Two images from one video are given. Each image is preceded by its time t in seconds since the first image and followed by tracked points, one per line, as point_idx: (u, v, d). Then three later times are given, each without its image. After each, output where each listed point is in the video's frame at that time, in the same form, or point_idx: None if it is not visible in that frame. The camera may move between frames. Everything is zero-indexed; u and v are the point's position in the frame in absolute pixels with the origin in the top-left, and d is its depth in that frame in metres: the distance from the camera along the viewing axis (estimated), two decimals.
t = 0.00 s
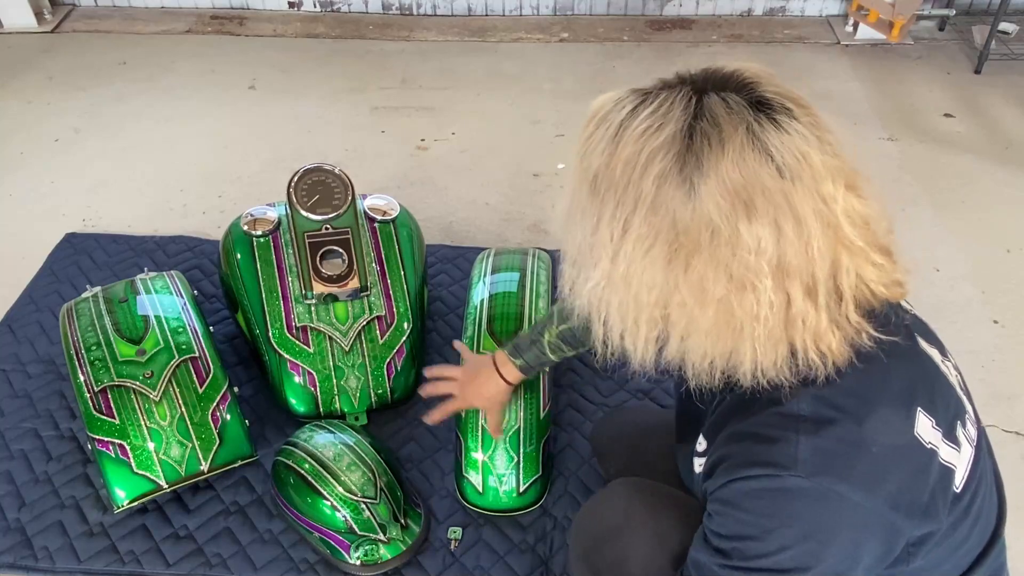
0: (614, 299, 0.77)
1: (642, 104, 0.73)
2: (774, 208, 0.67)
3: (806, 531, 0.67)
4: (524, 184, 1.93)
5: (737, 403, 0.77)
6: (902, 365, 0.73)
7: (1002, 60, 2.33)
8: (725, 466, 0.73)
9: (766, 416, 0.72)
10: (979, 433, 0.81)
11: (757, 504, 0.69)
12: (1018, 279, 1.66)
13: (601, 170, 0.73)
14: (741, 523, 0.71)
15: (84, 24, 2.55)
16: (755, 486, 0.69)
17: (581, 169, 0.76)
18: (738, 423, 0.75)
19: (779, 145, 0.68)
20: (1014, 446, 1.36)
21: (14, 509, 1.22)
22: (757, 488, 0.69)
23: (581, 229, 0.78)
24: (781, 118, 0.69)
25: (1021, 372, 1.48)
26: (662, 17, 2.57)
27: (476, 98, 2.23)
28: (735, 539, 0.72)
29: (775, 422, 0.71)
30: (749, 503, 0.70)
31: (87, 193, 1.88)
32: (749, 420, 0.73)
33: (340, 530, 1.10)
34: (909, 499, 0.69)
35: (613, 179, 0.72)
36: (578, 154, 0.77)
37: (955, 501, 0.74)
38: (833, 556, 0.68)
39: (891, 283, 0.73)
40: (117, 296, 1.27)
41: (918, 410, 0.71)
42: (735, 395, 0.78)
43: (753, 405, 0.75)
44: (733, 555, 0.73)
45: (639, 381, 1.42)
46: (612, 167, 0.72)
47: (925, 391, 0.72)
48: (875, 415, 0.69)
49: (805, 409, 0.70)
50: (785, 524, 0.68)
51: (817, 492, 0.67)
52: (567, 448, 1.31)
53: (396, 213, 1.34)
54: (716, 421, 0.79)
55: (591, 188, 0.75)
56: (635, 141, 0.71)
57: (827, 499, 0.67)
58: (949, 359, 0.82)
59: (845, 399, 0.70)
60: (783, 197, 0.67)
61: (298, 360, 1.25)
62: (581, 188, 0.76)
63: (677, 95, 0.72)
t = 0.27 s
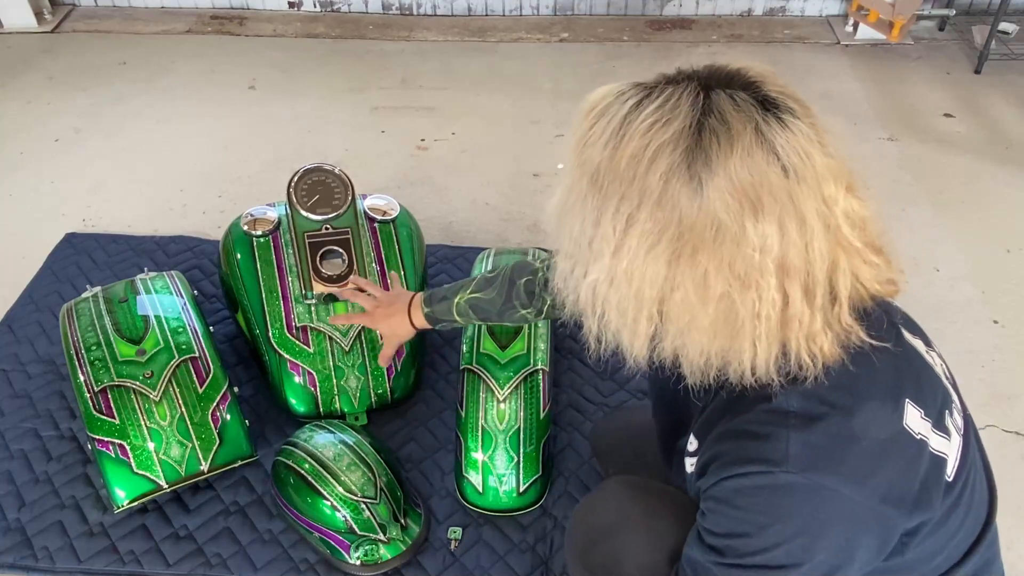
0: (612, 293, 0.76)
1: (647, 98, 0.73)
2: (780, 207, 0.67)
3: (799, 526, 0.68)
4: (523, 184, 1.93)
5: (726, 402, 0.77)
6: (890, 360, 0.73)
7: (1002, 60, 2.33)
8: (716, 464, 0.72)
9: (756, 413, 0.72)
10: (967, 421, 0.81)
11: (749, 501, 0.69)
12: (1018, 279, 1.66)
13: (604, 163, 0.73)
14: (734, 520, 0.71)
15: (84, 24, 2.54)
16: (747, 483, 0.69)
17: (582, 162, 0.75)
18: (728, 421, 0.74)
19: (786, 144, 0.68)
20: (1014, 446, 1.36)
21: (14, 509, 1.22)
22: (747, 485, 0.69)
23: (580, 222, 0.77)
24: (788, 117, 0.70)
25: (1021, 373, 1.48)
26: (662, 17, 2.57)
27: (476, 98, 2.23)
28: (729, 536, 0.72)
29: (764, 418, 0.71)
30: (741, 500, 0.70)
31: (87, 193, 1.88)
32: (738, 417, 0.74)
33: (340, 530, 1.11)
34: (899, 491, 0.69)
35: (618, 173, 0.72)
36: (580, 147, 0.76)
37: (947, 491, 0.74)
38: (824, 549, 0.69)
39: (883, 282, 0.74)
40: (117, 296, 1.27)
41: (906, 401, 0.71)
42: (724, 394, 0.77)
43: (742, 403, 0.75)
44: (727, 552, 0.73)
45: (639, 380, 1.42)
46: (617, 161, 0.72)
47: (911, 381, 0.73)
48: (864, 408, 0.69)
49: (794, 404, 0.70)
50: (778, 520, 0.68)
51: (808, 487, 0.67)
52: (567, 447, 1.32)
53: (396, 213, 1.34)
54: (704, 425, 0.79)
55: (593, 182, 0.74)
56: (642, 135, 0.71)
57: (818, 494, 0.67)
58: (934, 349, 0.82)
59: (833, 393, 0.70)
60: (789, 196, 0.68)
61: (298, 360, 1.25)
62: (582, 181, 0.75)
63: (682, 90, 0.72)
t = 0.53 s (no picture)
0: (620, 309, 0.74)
1: (639, 112, 0.73)
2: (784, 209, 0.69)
3: (788, 528, 0.68)
4: (523, 184, 1.93)
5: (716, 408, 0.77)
6: (873, 361, 0.74)
7: (1002, 60, 2.33)
8: (705, 469, 0.73)
9: (742, 417, 0.73)
10: (952, 416, 0.82)
11: (738, 505, 0.70)
12: (1018, 279, 1.66)
13: (604, 177, 0.72)
14: (724, 525, 0.72)
15: (84, 24, 2.54)
16: (735, 487, 0.70)
17: (578, 179, 0.75)
18: (716, 426, 0.75)
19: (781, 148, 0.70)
20: (1015, 447, 1.36)
21: (14, 509, 1.22)
22: (735, 489, 0.70)
23: (580, 240, 0.75)
24: (778, 124, 0.72)
25: (1021, 373, 1.47)
26: (662, 17, 2.57)
27: (476, 97, 2.23)
28: (720, 540, 0.73)
29: (750, 421, 0.72)
30: (730, 504, 0.70)
31: (87, 193, 1.88)
32: (725, 422, 0.74)
33: (340, 530, 1.10)
34: (887, 488, 0.69)
35: (621, 185, 0.71)
36: (572, 164, 0.75)
37: (936, 486, 0.74)
38: (813, 551, 0.69)
39: (871, 279, 0.76)
40: (117, 296, 1.27)
41: (890, 399, 0.72)
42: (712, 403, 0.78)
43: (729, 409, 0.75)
44: (718, 556, 0.73)
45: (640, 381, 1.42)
46: (618, 174, 0.72)
47: (893, 379, 0.74)
48: (848, 408, 0.70)
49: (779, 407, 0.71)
50: (766, 523, 0.69)
51: (796, 489, 0.68)
52: (568, 448, 1.31)
53: (396, 213, 1.34)
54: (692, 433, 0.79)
55: (592, 197, 0.73)
56: (642, 147, 0.71)
57: (806, 496, 0.68)
58: (916, 345, 0.83)
59: (818, 394, 0.71)
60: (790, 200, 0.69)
61: (298, 360, 1.25)
62: (580, 198, 0.74)
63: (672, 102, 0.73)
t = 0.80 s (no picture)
0: (618, 303, 0.74)
1: (626, 107, 0.74)
2: (775, 196, 0.70)
3: (778, 525, 0.68)
4: (524, 184, 1.93)
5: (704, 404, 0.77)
6: (855, 350, 0.75)
7: (1002, 60, 2.33)
8: (693, 466, 0.72)
9: (730, 413, 0.72)
10: (936, 405, 0.82)
11: (728, 503, 0.69)
12: (1018, 279, 1.66)
13: (595, 171, 0.72)
14: (714, 522, 0.71)
15: (84, 24, 2.54)
16: (725, 484, 0.69)
17: (568, 175, 0.74)
18: (704, 422, 0.74)
19: (767, 136, 0.71)
20: (1015, 447, 1.36)
21: (14, 509, 1.22)
22: (725, 487, 0.69)
23: (574, 236, 0.75)
24: (761, 114, 0.73)
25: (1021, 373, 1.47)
26: (662, 17, 2.57)
27: (476, 98, 2.23)
28: (711, 538, 0.72)
29: (737, 418, 0.71)
30: (720, 501, 0.70)
31: (87, 193, 1.88)
32: (715, 417, 0.73)
33: (340, 530, 1.10)
34: (875, 480, 0.69)
35: (613, 179, 0.71)
36: (562, 161, 0.75)
37: (926, 475, 0.74)
38: (803, 544, 0.69)
39: (855, 265, 0.78)
40: (117, 296, 1.27)
41: (876, 391, 0.72)
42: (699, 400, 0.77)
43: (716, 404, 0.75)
44: (709, 553, 0.73)
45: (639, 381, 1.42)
46: (610, 168, 0.72)
47: (877, 371, 0.74)
48: (834, 402, 0.70)
49: (765, 402, 0.71)
50: (756, 519, 0.68)
51: (786, 484, 0.67)
52: (568, 447, 1.32)
53: (396, 213, 1.34)
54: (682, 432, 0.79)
55: (584, 192, 0.73)
56: (633, 140, 0.71)
57: (796, 492, 0.67)
58: (897, 336, 0.84)
59: (803, 388, 0.71)
60: (779, 186, 0.70)
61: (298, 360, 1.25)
62: (572, 194, 0.74)
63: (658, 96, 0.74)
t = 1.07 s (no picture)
0: (633, 293, 0.74)
1: (652, 96, 0.73)
2: (799, 192, 0.69)
3: (789, 530, 0.68)
4: (524, 184, 1.93)
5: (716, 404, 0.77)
6: (864, 353, 0.76)
7: (1002, 60, 2.33)
8: (704, 471, 0.73)
9: (741, 418, 0.72)
10: (944, 408, 0.83)
11: (740, 507, 0.70)
12: (1018, 279, 1.66)
13: (619, 159, 0.72)
14: (725, 527, 0.72)
15: (84, 24, 2.54)
16: (736, 489, 0.69)
17: (590, 162, 0.74)
18: (716, 426, 0.74)
19: (794, 132, 0.71)
20: (1015, 447, 1.35)
21: (14, 509, 1.22)
22: (737, 492, 0.69)
23: (593, 223, 0.74)
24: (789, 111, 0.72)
25: (1021, 373, 1.47)
26: (662, 17, 2.57)
27: (476, 97, 2.23)
28: (721, 542, 0.73)
29: (747, 423, 0.72)
30: (731, 506, 0.70)
31: (87, 193, 1.88)
32: (727, 422, 0.74)
33: (340, 530, 1.10)
34: (886, 485, 0.69)
35: (636, 167, 0.71)
36: (585, 147, 0.75)
37: (934, 479, 0.74)
38: (814, 549, 0.69)
39: (873, 271, 0.77)
40: (117, 296, 1.27)
41: (886, 396, 0.73)
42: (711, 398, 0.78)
43: (727, 407, 0.75)
44: (720, 557, 0.74)
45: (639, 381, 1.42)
46: (633, 156, 0.71)
47: (887, 376, 0.75)
48: (845, 408, 0.71)
49: (777, 406, 0.71)
50: (767, 524, 0.69)
51: (797, 490, 0.68)
52: (568, 447, 1.32)
53: (396, 213, 1.34)
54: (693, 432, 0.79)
55: (605, 181, 0.72)
56: (658, 129, 0.70)
57: (808, 497, 0.68)
58: (905, 340, 0.85)
59: (815, 394, 0.71)
60: (804, 183, 0.70)
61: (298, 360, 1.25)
62: (593, 180, 0.73)
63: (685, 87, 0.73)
